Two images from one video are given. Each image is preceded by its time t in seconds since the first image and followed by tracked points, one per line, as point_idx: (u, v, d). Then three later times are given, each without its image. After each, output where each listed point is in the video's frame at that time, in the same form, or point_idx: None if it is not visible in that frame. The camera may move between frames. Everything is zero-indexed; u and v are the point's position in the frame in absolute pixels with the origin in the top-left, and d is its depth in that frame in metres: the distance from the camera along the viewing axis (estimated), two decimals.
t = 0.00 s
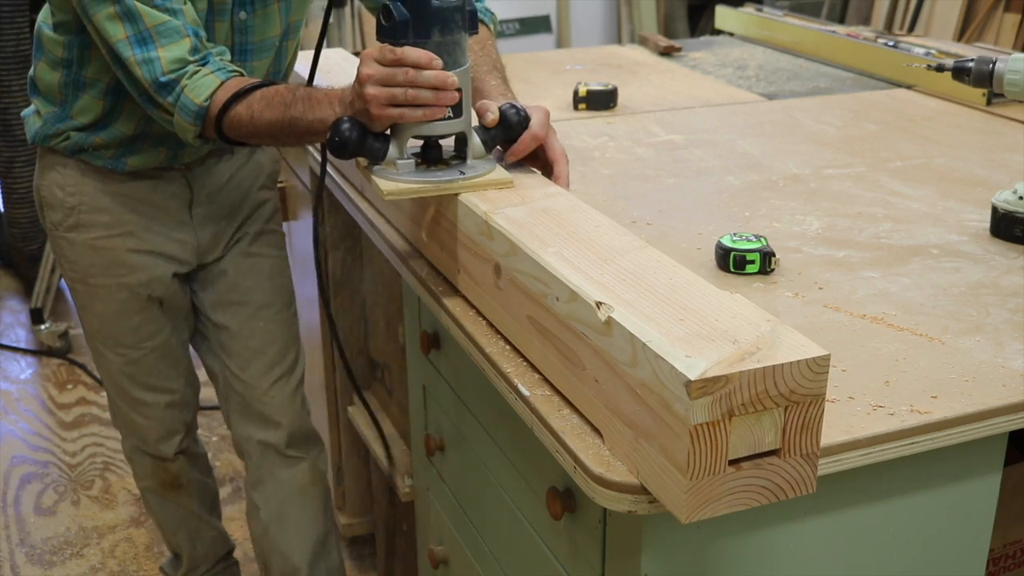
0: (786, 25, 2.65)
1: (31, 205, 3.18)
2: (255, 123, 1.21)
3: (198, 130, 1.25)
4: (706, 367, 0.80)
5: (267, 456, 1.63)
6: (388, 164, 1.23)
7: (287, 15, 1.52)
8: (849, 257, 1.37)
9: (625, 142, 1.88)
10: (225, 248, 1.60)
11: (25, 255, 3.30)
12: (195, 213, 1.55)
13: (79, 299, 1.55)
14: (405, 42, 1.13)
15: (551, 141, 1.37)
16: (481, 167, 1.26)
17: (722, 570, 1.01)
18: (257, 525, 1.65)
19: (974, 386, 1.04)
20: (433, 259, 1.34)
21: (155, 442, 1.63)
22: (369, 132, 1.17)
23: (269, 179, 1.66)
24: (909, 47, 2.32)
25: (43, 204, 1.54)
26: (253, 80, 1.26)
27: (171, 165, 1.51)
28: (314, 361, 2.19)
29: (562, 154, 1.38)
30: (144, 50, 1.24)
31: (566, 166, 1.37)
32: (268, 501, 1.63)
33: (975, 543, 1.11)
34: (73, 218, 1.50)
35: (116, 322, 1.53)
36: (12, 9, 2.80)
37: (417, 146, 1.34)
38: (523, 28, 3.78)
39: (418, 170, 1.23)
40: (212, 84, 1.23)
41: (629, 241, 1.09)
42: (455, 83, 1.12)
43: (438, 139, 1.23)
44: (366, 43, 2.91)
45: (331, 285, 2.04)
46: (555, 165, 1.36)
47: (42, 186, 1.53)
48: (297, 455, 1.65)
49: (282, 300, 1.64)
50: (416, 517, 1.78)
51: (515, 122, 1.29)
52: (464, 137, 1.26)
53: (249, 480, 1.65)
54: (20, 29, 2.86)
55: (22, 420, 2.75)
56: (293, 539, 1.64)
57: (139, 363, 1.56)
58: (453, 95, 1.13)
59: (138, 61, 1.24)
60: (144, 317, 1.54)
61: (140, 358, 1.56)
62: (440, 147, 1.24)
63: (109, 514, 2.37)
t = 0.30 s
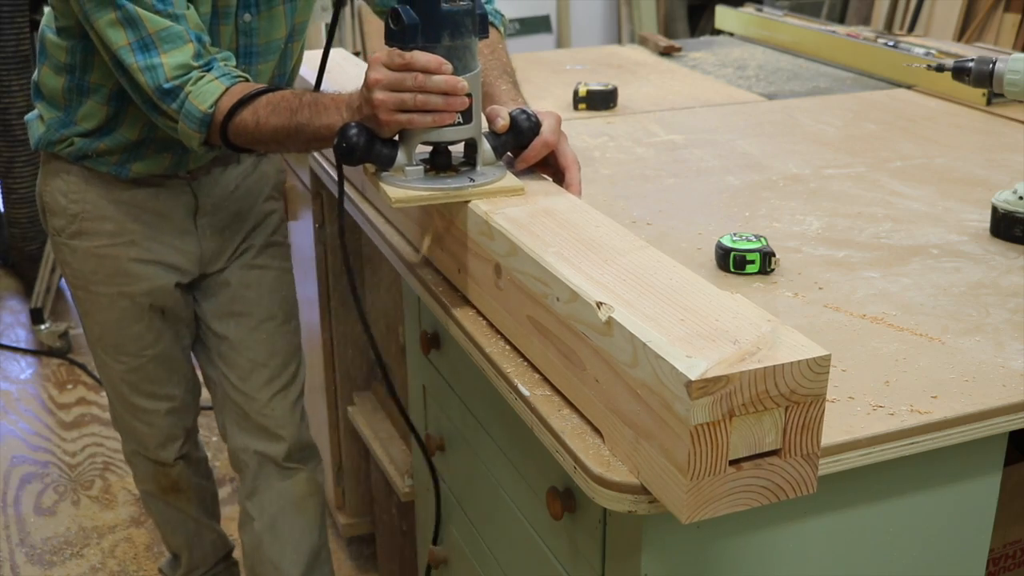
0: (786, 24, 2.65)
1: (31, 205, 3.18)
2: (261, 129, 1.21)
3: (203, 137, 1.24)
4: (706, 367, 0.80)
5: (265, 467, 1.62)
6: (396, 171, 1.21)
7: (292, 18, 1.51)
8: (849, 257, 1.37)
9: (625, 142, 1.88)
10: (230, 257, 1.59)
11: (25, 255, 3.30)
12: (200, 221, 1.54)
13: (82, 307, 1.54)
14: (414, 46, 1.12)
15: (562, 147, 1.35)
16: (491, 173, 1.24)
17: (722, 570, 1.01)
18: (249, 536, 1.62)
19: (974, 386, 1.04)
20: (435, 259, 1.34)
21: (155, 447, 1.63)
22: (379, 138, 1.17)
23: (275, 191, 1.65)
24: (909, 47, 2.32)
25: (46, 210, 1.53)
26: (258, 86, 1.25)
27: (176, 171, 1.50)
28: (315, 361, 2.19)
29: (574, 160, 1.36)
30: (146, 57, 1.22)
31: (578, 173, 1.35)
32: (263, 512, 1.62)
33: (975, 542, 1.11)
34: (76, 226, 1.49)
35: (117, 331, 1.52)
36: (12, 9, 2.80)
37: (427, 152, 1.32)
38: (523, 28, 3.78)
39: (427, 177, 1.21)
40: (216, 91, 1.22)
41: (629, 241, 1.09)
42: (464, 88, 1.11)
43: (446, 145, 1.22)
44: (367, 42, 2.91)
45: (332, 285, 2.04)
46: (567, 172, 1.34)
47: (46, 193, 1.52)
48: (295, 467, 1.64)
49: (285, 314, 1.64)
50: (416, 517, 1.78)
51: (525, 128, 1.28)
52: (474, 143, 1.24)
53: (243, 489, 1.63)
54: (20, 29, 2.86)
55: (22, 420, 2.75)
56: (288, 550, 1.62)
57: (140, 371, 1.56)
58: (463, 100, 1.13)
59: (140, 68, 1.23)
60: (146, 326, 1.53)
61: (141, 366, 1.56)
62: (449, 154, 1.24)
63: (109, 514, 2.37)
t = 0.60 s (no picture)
0: (786, 24, 2.65)
1: (31, 205, 3.18)
2: (270, 137, 1.16)
3: (210, 144, 1.19)
4: (706, 367, 0.80)
5: (269, 474, 1.62)
6: (408, 180, 1.18)
7: (299, 23, 1.47)
8: (849, 257, 1.37)
9: (625, 142, 1.88)
10: (238, 262, 1.59)
11: (25, 255, 3.30)
12: (206, 227, 1.53)
13: (86, 311, 1.54)
14: (426, 52, 1.07)
15: (579, 157, 1.30)
16: (504, 184, 1.20)
17: (722, 570, 1.01)
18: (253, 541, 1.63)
19: (974, 386, 1.04)
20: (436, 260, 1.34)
21: (157, 450, 1.63)
22: (389, 146, 1.12)
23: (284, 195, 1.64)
24: (909, 47, 2.32)
25: (50, 215, 1.53)
26: (267, 92, 1.20)
27: (180, 179, 1.49)
28: (315, 361, 2.19)
29: (591, 170, 1.32)
30: (152, 62, 1.18)
31: (596, 184, 1.30)
32: (267, 519, 1.62)
33: (975, 541, 1.11)
34: (80, 232, 1.49)
35: (120, 336, 1.52)
36: (12, 9, 2.80)
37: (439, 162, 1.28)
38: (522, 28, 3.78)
39: (439, 187, 1.17)
40: (224, 96, 1.17)
41: (630, 240, 1.09)
42: (478, 96, 1.06)
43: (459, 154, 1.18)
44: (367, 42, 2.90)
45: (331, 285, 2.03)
46: (585, 183, 1.30)
47: (51, 198, 1.52)
48: (300, 475, 1.63)
49: (295, 320, 1.63)
50: (416, 517, 1.77)
51: (541, 137, 1.23)
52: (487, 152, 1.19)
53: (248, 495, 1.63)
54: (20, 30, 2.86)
55: (22, 420, 2.75)
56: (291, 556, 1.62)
57: (144, 376, 1.56)
58: (476, 108, 1.08)
59: (146, 73, 1.18)
60: (150, 331, 1.53)
61: (145, 371, 1.55)
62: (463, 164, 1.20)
63: (109, 514, 2.37)
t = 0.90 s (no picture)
0: (786, 24, 2.65)
1: (31, 205, 3.18)
2: (277, 144, 1.14)
3: (216, 151, 1.17)
4: (706, 367, 0.80)
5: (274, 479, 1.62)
6: (417, 190, 1.13)
7: (307, 28, 1.46)
8: (849, 257, 1.37)
9: (625, 142, 1.88)
10: (246, 266, 1.59)
11: (25, 255, 3.30)
12: (213, 232, 1.52)
13: (91, 316, 1.54)
14: (437, 58, 1.04)
15: (593, 165, 1.28)
16: (517, 195, 1.16)
17: (722, 570, 1.01)
18: (258, 545, 1.64)
19: (974, 386, 1.04)
20: (437, 260, 1.34)
21: (160, 453, 1.63)
22: (399, 155, 1.09)
23: (291, 198, 1.64)
24: (909, 47, 2.32)
25: (55, 220, 1.52)
26: (275, 97, 1.18)
27: (187, 184, 1.48)
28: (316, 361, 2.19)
29: (605, 179, 1.30)
30: (157, 67, 1.16)
31: (610, 193, 1.28)
32: (272, 523, 1.62)
33: (976, 541, 1.11)
34: (86, 237, 1.48)
35: (126, 342, 1.52)
36: (12, 9, 2.80)
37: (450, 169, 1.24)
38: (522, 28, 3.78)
39: (449, 197, 1.13)
40: (231, 102, 1.15)
41: (630, 240, 1.09)
42: (490, 104, 1.04)
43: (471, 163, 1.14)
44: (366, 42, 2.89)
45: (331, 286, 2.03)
46: (600, 192, 1.27)
47: (56, 202, 1.51)
48: (305, 479, 1.63)
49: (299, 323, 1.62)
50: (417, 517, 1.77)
51: (555, 144, 1.20)
52: (500, 160, 1.15)
53: (253, 500, 1.63)
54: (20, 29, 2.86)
55: (22, 420, 2.75)
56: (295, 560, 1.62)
57: (150, 381, 1.55)
58: (489, 116, 1.05)
59: (151, 78, 1.16)
60: (155, 336, 1.52)
61: (151, 377, 1.55)
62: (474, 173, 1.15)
63: (109, 514, 2.37)
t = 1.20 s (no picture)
0: (786, 24, 2.64)
1: (31, 205, 3.18)
2: (281, 149, 1.12)
3: (220, 155, 1.15)
4: (706, 367, 0.80)
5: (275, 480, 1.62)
6: (426, 198, 1.12)
7: (312, 36, 1.45)
8: (849, 257, 1.37)
9: (625, 142, 1.88)
10: (246, 268, 1.59)
11: (25, 255, 3.30)
12: (214, 234, 1.52)
13: (92, 318, 1.54)
14: (446, 63, 1.01)
15: (605, 171, 1.25)
16: (527, 202, 1.14)
17: (722, 571, 1.01)
18: (259, 547, 1.64)
19: (974, 386, 1.04)
20: (436, 259, 1.34)
21: (160, 455, 1.63)
22: (406, 161, 1.06)
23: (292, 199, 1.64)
24: (909, 47, 2.32)
25: (55, 222, 1.52)
26: (281, 103, 1.16)
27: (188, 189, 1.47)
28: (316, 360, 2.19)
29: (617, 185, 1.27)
30: (162, 69, 1.14)
31: (622, 200, 1.25)
32: (273, 524, 1.62)
33: (976, 541, 1.11)
34: (87, 240, 1.48)
35: (127, 344, 1.51)
36: (12, 9, 2.80)
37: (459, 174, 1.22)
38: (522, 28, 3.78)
39: (459, 205, 1.11)
40: (236, 107, 1.13)
41: (631, 241, 1.09)
42: (501, 110, 1.01)
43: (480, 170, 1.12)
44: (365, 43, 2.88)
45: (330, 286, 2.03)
46: (612, 198, 1.25)
47: (56, 204, 1.51)
48: (305, 479, 1.63)
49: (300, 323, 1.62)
50: (417, 517, 1.77)
51: (565, 151, 1.17)
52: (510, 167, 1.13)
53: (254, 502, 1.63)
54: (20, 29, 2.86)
55: (22, 420, 2.75)
56: (296, 562, 1.62)
57: (151, 384, 1.56)
58: (499, 123, 1.02)
59: (155, 81, 1.14)
60: (156, 338, 1.52)
61: (152, 380, 1.55)
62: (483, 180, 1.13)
63: (109, 514, 2.37)
